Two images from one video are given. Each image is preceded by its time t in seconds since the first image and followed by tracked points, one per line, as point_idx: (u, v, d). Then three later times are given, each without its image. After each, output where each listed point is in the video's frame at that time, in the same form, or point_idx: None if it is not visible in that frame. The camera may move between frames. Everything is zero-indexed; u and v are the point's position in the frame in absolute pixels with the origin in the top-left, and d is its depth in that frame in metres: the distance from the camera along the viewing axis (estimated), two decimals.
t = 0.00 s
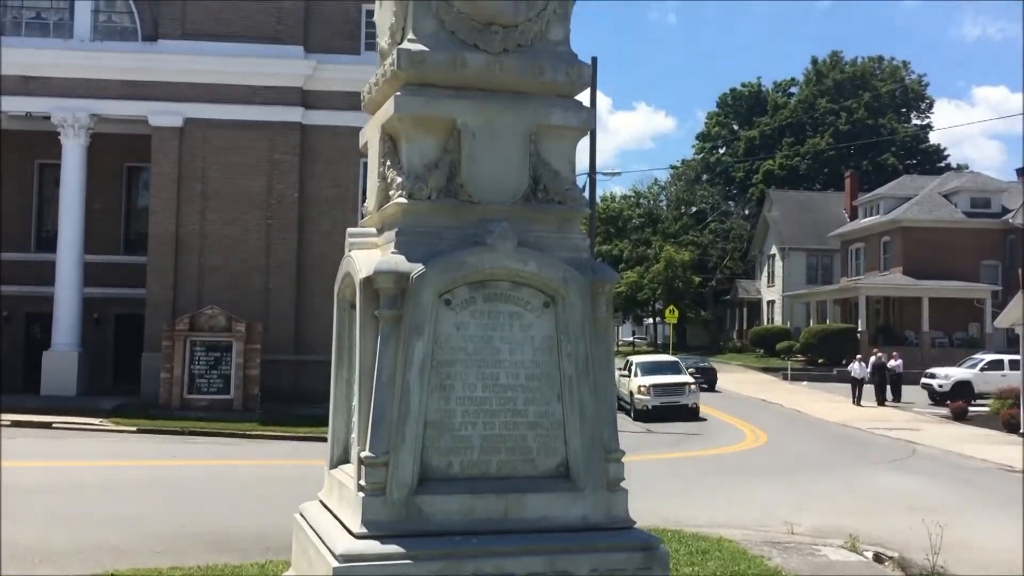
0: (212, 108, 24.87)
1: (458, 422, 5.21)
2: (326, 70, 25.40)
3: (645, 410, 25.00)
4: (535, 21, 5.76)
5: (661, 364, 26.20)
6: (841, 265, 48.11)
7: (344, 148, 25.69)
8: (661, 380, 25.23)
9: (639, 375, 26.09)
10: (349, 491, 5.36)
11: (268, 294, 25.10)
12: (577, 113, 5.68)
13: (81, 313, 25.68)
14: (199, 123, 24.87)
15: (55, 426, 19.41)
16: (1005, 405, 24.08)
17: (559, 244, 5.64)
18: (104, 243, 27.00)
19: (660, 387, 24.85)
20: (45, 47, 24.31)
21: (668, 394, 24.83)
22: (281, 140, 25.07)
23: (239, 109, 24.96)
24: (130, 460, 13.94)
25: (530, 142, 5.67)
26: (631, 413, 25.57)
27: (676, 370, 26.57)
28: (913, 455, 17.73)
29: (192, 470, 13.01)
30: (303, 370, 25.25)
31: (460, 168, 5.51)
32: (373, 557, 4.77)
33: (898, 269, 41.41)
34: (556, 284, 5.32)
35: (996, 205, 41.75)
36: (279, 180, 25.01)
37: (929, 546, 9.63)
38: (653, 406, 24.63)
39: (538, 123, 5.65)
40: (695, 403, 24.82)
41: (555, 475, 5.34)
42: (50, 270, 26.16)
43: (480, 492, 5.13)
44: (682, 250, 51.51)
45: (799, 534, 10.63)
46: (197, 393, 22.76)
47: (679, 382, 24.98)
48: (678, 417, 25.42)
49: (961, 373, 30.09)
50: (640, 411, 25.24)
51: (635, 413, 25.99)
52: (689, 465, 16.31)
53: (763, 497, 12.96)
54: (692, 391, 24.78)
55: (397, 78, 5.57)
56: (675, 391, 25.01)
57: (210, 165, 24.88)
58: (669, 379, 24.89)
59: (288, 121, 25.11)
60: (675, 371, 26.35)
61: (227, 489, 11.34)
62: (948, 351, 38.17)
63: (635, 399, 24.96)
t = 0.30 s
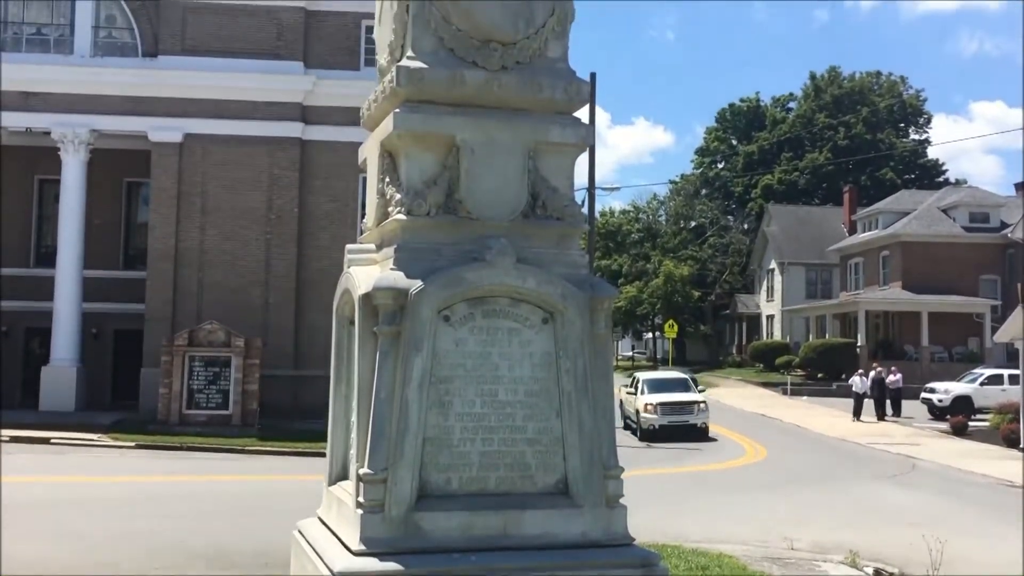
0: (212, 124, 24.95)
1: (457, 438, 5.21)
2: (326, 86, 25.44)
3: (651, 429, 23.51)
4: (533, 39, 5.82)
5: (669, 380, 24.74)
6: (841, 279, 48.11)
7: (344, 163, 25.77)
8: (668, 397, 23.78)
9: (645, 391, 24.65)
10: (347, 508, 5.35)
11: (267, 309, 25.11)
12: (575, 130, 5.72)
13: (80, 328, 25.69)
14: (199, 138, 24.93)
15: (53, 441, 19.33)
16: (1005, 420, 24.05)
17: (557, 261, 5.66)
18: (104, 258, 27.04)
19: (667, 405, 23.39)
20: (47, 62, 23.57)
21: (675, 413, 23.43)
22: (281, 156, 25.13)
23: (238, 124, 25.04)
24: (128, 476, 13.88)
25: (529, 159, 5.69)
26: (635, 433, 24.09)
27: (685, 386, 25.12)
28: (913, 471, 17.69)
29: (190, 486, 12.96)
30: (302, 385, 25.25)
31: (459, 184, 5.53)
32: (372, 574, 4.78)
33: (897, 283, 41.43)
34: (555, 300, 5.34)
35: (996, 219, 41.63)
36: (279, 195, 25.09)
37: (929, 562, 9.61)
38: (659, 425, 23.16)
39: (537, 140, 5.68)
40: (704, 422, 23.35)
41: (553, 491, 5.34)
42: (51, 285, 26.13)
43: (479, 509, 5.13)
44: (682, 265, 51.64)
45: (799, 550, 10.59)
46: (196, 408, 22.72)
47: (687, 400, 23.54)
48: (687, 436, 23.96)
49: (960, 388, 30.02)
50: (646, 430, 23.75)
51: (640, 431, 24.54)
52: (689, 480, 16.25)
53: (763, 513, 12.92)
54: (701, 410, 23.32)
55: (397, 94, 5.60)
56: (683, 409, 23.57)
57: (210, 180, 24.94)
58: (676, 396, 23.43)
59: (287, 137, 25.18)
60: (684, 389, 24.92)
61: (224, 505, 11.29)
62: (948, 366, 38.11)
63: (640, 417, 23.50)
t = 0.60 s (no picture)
0: (211, 140, 24.97)
1: (455, 456, 5.29)
2: (325, 102, 25.53)
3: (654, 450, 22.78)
4: (531, 57, 5.93)
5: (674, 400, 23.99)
6: (840, 295, 48.00)
7: (343, 179, 25.86)
8: (672, 417, 23.01)
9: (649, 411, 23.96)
10: (345, 526, 5.41)
11: (266, 325, 25.12)
12: (573, 148, 5.81)
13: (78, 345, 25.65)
14: (199, 155, 24.95)
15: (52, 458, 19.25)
16: (1004, 436, 24.03)
17: (556, 278, 5.73)
18: (102, 274, 26.94)
19: (671, 425, 22.64)
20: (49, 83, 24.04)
21: (679, 434, 22.66)
22: (280, 172, 25.20)
23: (237, 140, 25.08)
24: (126, 493, 13.81)
25: (527, 176, 5.77)
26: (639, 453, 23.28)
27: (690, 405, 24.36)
28: (912, 487, 17.67)
29: (188, 503, 12.90)
30: (301, 402, 25.22)
31: (456, 202, 5.61)
32: None
33: (896, 299, 41.34)
34: (553, 318, 5.42)
35: (993, 236, 41.88)
36: (278, 212, 25.16)
37: None
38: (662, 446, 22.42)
39: (537, 157, 5.77)
40: (709, 443, 22.56)
41: (552, 509, 5.42)
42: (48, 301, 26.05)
43: (477, 527, 5.21)
44: (681, 281, 51.61)
45: (799, 567, 10.59)
46: (194, 425, 22.69)
47: (691, 420, 22.78)
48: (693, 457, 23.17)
49: (959, 404, 29.99)
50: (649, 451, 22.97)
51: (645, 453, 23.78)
52: (688, 497, 16.19)
53: (763, 530, 12.91)
54: (706, 431, 22.54)
55: (396, 113, 5.70)
56: (688, 429, 22.83)
57: (209, 197, 24.98)
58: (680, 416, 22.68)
59: (287, 153, 25.24)
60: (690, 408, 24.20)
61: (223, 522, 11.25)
62: (947, 382, 38.02)
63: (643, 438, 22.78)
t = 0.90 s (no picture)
0: (211, 157, 24.98)
1: (455, 475, 5.34)
2: (325, 119, 25.55)
3: (653, 471, 22.12)
4: (530, 76, 6.01)
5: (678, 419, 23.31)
6: (840, 312, 47.93)
7: (343, 196, 25.89)
8: (673, 437, 22.35)
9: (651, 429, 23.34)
10: (343, 544, 5.43)
11: (265, 342, 25.07)
12: (572, 166, 5.89)
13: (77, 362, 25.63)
14: (199, 172, 24.96)
15: (50, 476, 19.16)
16: (1005, 452, 23.93)
17: (556, 297, 5.80)
18: (101, 291, 26.88)
19: (671, 444, 21.98)
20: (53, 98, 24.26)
21: (679, 454, 21.98)
22: (280, 189, 25.22)
23: (238, 157, 25.11)
24: (123, 511, 13.72)
25: (527, 196, 5.85)
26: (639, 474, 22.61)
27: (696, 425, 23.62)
28: (914, 504, 17.57)
29: (186, 521, 12.81)
30: (300, 419, 25.13)
31: (456, 221, 5.68)
32: None
33: (897, 315, 41.29)
34: (554, 336, 5.47)
35: (991, 252, 41.65)
36: (278, 228, 25.18)
37: None
38: (660, 466, 21.75)
39: (537, 176, 5.84)
40: (711, 463, 21.80)
41: (553, 529, 5.45)
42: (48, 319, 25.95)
43: (477, 546, 5.23)
44: (680, 297, 51.66)
45: None
46: (193, 442, 22.63)
47: (693, 439, 22.08)
48: (697, 479, 22.40)
49: (959, 421, 29.93)
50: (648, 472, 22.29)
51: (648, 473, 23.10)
52: (688, 515, 16.11)
53: (763, 547, 12.84)
54: (707, 450, 21.81)
55: (395, 131, 5.78)
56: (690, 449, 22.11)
57: (209, 214, 25.01)
58: (681, 435, 22.04)
59: (287, 170, 25.26)
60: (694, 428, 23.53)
61: (220, 540, 11.19)
62: (948, 399, 37.89)
63: (641, 458, 22.15)
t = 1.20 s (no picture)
0: (212, 173, 25.08)
1: (455, 492, 5.48)
2: (327, 135, 25.64)
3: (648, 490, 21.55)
4: (529, 94, 6.21)
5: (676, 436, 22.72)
6: (841, 326, 47.97)
7: (344, 211, 25.97)
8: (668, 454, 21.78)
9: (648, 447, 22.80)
10: (344, 561, 5.56)
11: (265, 357, 25.07)
12: (571, 184, 6.05)
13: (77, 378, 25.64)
14: (200, 188, 25.04)
15: (51, 492, 19.10)
16: (1006, 468, 23.89)
17: (555, 313, 5.97)
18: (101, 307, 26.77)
19: (665, 463, 21.42)
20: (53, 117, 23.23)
21: (675, 472, 21.43)
22: (281, 205, 25.32)
23: (239, 173, 25.20)
24: (124, 527, 13.71)
25: (526, 214, 6.01)
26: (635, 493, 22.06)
27: (696, 442, 23.01)
28: (915, 520, 17.53)
29: (187, 537, 12.81)
30: (301, 435, 25.10)
31: (456, 239, 5.84)
32: None
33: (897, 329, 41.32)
34: (552, 354, 5.63)
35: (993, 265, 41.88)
36: (279, 244, 25.26)
37: None
38: (654, 485, 21.20)
39: (535, 194, 6.00)
40: (707, 482, 21.20)
41: (552, 545, 5.58)
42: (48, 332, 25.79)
43: (477, 563, 5.36)
44: (681, 311, 51.74)
45: None
46: (193, 458, 22.50)
47: (689, 457, 21.51)
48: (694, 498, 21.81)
49: (961, 435, 29.86)
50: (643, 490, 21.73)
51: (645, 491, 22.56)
52: (689, 530, 16.07)
53: (764, 563, 12.82)
54: (703, 469, 21.23)
55: (395, 149, 5.96)
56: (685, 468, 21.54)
57: (210, 229, 25.08)
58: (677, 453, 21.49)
59: (288, 186, 25.34)
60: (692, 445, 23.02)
61: (221, 555, 11.20)
62: (950, 414, 37.85)
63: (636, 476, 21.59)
